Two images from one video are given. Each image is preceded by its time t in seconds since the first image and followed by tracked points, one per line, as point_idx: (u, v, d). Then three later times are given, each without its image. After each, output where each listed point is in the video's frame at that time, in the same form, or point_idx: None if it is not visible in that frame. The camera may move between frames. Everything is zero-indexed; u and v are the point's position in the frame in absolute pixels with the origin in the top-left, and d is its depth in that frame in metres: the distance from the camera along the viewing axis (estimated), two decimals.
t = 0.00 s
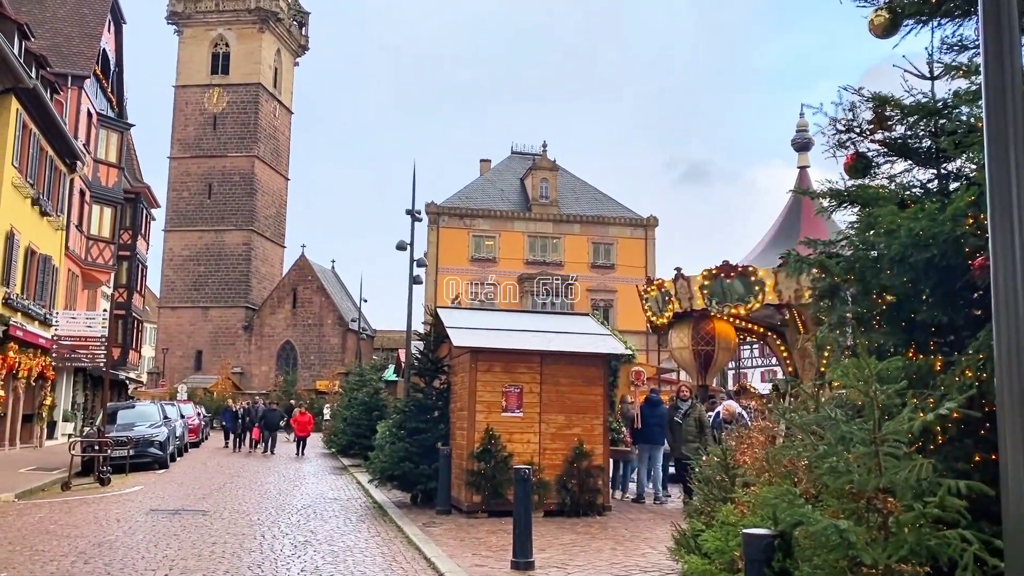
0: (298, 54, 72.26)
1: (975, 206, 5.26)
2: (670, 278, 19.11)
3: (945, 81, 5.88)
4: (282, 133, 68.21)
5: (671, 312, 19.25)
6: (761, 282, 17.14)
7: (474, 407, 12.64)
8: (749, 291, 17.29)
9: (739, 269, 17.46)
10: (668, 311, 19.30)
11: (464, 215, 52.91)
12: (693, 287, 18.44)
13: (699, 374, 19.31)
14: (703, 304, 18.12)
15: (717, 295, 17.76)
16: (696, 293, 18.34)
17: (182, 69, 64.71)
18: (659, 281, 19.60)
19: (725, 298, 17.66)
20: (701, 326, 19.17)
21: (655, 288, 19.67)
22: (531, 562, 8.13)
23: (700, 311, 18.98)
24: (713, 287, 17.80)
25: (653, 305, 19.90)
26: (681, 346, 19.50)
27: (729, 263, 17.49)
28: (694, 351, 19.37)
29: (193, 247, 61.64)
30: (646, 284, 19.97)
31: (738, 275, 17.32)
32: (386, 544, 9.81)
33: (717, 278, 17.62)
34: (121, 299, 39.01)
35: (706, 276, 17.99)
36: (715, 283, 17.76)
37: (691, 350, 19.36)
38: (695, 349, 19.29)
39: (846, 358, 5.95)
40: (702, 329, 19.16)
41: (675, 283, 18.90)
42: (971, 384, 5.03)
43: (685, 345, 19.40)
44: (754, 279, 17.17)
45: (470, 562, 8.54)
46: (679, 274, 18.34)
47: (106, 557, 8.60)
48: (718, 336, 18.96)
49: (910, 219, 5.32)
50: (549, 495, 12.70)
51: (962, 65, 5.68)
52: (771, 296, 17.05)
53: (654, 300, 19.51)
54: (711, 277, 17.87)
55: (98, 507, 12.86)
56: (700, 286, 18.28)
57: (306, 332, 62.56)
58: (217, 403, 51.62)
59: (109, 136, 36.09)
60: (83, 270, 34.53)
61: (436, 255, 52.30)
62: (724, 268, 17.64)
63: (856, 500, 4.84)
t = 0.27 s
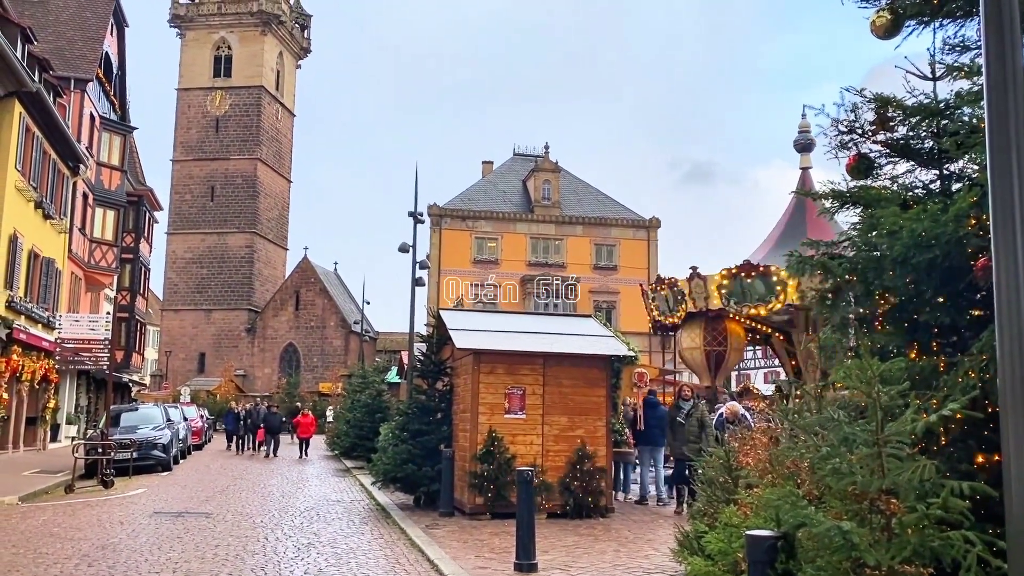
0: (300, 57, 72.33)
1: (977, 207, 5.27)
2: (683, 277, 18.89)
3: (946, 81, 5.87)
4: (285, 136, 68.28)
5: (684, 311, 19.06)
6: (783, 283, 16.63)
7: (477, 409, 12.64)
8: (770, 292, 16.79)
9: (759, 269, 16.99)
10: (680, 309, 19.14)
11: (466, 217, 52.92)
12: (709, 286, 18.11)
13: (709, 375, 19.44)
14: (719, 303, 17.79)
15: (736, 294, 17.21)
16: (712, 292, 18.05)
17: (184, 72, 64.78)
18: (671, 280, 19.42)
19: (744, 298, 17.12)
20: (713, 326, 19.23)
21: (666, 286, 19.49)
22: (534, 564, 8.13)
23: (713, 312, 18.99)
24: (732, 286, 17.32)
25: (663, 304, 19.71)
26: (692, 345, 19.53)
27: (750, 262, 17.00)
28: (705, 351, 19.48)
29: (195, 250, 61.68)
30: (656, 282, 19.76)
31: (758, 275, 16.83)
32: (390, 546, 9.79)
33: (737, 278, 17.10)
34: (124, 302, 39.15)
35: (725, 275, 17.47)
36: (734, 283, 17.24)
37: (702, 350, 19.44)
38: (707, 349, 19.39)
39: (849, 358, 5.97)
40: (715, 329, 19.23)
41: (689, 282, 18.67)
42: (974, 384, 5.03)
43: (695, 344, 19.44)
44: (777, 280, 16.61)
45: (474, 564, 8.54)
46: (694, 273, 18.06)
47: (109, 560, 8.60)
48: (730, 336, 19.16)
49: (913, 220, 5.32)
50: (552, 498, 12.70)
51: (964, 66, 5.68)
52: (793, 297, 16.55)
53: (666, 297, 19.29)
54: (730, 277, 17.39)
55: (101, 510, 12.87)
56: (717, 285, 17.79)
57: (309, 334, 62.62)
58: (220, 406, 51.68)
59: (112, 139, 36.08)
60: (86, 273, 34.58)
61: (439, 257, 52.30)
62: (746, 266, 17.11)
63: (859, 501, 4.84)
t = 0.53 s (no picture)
0: (303, 59, 72.41)
1: (980, 207, 5.27)
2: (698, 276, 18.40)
3: (948, 82, 5.87)
4: (287, 138, 68.37)
5: (698, 310, 18.71)
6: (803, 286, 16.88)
7: (480, 410, 12.65)
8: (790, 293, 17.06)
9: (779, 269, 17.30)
10: (694, 308, 18.76)
11: (468, 219, 52.95)
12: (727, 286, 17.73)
13: (722, 376, 19.05)
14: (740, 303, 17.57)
15: (755, 295, 17.43)
16: (730, 293, 17.69)
17: (186, 75, 64.89)
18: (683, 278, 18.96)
19: (764, 298, 17.39)
20: (727, 326, 18.87)
21: (678, 285, 19.03)
22: (537, 566, 8.12)
23: (727, 311, 18.60)
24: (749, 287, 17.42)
25: (675, 303, 19.22)
26: (704, 346, 19.13)
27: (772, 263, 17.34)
28: (718, 351, 19.11)
29: (198, 253, 61.75)
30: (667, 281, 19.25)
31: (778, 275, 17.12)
32: (393, 548, 9.79)
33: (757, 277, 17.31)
34: (127, 305, 39.24)
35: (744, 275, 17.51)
36: (754, 283, 17.38)
37: (715, 351, 19.04)
38: (720, 350, 19.01)
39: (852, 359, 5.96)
40: (728, 329, 18.87)
41: (705, 281, 18.17)
42: (976, 385, 5.03)
43: (707, 344, 19.04)
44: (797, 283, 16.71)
45: (477, 566, 8.53)
46: (711, 273, 17.79)
47: (113, 562, 8.60)
48: (744, 336, 18.88)
49: (915, 221, 5.32)
50: (555, 499, 12.69)
51: (966, 67, 5.68)
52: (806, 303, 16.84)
53: (680, 296, 18.81)
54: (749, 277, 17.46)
55: (105, 513, 12.88)
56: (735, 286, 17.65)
57: (311, 337, 62.66)
58: (223, 408, 51.74)
59: (114, 142, 36.14)
60: (89, 276, 34.63)
61: (441, 259, 52.32)
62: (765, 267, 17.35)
63: (862, 503, 4.84)
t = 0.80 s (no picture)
0: (306, 62, 72.47)
1: (983, 207, 5.26)
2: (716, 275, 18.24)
3: (951, 83, 5.87)
4: (290, 141, 68.42)
5: (714, 310, 18.56)
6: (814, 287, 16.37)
7: (484, 412, 12.65)
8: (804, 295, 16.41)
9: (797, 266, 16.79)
10: (710, 309, 18.60)
11: (471, 220, 52.94)
12: (748, 284, 17.66)
13: (737, 377, 19.02)
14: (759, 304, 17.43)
15: (777, 294, 16.94)
16: (752, 292, 17.61)
17: (189, 78, 64.96)
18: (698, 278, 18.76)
19: (785, 298, 16.88)
20: (742, 326, 18.75)
21: (693, 284, 18.84)
22: (541, 569, 8.12)
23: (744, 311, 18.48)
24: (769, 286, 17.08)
25: (689, 303, 19.03)
26: (718, 347, 19.04)
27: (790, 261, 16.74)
28: (732, 352, 19.06)
29: (201, 255, 61.81)
30: (681, 280, 19.03)
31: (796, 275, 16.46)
32: (397, 550, 9.79)
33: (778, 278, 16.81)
34: (130, 308, 39.23)
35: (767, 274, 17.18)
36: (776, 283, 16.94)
37: (730, 352, 18.96)
38: (735, 351, 18.93)
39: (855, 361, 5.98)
40: (743, 330, 18.76)
41: (724, 281, 18.04)
42: (981, 387, 5.02)
43: (721, 345, 18.95)
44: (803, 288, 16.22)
45: (480, 568, 8.53)
46: (731, 272, 17.74)
47: (116, 565, 8.62)
48: (758, 337, 18.80)
49: (918, 222, 5.31)
50: (558, 501, 12.68)
51: (968, 68, 5.68)
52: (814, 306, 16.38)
53: (697, 296, 18.60)
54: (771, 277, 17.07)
55: (109, 515, 12.89)
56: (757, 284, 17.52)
57: (314, 339, 62.73)
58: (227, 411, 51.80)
59: (118, 145, 36.20)
60: (93, 279, 34.69)
61: (444, 261, 52.33)
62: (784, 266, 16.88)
63: (866, 504, 4.84)
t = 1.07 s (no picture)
0: (309, 64, 72.55)
1: (987, 207, 5.26)
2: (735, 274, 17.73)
3: (954, 84, 5.87)
4: (293, 143, 68.50)
5: (733, 310, 18.03)
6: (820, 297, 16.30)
7: (487, 414, 12.65)
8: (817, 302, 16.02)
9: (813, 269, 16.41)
10: (728, 308, 18.07)
11: (474, 222, 52.94)
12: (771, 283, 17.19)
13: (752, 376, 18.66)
14: (783, 304, 17.04)
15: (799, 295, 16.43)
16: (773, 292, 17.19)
17: (192, 81, 65.06)
18: (714, 277, 18.22)
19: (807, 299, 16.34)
20: (758, 326, 18.42)
21: (709, 283, 18.29)
22: (545, 571, 8.10)
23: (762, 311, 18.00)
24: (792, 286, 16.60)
25: (704, 302, 18.51)
26: (734, 347, 18.67)
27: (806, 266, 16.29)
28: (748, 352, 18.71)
29: (205, 258, 61.87)
30: (696, 279, 18.47)
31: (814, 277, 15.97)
32: (400, 553, 9.79)
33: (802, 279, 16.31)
34: (134, 311, 39.27)
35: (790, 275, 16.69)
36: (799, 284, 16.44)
37: (746, 352, 18.66)
38: (753, 352, 18.62)
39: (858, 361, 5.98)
40: (759, 330, 18.45)
41: (744, 280, 17.59)
42: (985, 388, 5.02)
43: (737, 345, 18.59)
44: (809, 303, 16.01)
45: (484, 570, 8.53)
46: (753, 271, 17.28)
47: (121, 567, 8.62)
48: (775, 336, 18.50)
49: (921, 223, 5.30)
50: (562, 503, 12.67)
51: (971, 68, 5.68)
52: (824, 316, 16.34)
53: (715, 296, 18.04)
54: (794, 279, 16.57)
55: (113, 518, 12.91)
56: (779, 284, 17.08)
57: (318, 341, 62.78)
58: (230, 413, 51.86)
59: (121, 148, 36.25)
60: (96, 282, 34.75)
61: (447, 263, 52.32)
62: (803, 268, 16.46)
63: (870, 505, 4.84)
